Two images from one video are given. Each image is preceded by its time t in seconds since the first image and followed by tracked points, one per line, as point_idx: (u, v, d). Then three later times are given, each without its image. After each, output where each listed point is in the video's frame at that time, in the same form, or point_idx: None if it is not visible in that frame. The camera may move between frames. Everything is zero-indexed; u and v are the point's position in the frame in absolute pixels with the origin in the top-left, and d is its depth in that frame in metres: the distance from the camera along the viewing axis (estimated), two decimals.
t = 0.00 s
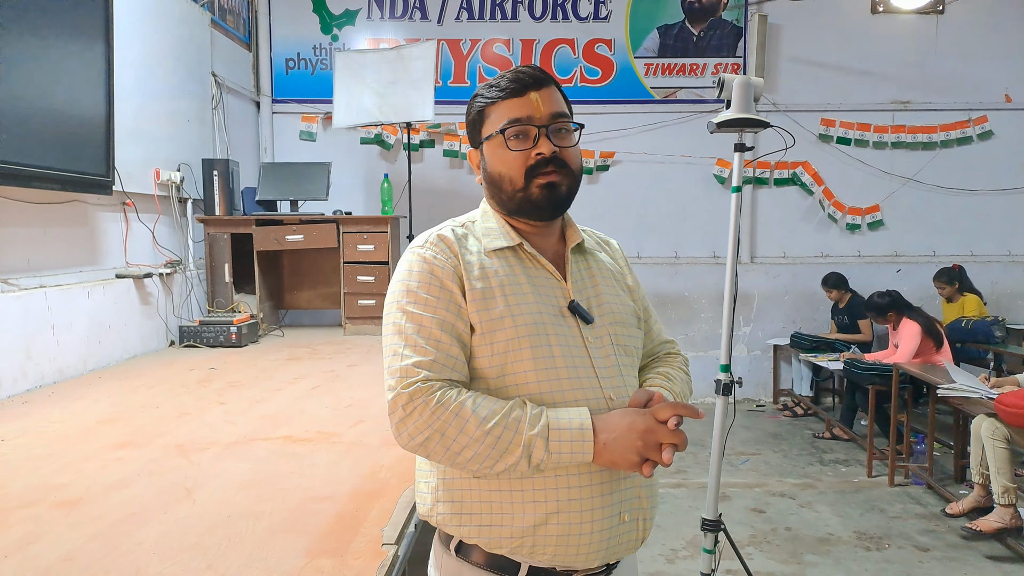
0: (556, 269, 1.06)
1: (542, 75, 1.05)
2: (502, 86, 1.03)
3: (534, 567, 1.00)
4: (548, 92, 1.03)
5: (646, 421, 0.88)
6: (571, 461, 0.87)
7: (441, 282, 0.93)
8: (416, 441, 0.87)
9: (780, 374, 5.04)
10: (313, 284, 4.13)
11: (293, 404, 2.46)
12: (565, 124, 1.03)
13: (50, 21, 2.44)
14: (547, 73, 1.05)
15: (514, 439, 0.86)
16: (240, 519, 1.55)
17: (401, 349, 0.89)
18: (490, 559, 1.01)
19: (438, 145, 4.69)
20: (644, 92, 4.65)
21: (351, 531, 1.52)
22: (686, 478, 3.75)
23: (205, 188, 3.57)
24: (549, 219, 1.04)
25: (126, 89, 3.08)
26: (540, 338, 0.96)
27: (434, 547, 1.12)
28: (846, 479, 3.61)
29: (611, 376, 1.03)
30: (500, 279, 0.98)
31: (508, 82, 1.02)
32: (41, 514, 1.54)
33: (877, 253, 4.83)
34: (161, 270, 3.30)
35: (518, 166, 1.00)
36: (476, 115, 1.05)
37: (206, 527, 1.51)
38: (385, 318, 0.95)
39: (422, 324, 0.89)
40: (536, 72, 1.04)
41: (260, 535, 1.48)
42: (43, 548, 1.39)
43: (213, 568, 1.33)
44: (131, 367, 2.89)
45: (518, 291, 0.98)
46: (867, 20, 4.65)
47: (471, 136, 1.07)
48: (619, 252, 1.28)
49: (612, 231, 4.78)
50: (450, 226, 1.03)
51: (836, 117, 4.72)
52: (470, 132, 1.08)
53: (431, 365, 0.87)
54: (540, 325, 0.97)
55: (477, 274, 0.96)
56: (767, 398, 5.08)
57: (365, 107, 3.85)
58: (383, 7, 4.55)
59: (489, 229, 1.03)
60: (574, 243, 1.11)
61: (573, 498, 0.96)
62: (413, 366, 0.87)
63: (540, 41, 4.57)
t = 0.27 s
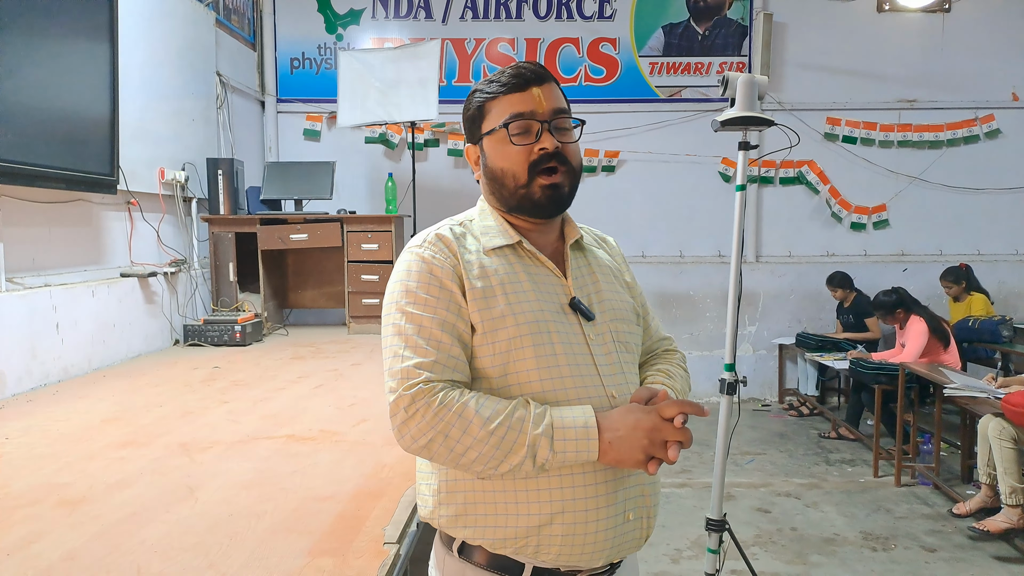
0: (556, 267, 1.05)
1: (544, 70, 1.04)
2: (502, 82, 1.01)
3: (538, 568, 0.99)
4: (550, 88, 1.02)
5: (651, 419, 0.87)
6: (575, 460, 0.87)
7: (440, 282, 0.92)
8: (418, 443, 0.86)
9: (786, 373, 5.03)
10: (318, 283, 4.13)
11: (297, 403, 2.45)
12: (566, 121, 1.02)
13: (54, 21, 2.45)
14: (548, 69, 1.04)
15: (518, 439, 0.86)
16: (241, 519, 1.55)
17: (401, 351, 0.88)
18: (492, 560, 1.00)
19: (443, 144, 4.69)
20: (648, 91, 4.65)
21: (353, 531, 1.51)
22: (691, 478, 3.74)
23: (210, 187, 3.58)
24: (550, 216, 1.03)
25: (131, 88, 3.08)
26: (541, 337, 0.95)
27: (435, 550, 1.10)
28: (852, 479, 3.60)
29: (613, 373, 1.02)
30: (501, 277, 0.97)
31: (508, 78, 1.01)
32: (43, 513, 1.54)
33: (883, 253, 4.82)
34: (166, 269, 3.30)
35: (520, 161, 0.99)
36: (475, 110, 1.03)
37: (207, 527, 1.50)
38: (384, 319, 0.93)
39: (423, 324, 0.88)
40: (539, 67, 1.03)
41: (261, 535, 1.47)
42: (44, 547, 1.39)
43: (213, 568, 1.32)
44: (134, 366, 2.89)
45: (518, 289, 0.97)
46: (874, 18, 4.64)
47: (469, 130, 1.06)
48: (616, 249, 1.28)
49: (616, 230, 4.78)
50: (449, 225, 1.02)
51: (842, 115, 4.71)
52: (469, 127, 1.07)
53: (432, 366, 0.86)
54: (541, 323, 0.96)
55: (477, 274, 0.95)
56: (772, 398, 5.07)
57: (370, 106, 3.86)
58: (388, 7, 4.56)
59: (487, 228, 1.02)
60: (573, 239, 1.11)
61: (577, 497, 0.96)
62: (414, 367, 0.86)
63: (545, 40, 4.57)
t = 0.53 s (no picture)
0: (559, 268, 1.04)
1: (543, 72, 1.03)
2: (502, 84, 1.00)
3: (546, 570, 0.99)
4: (550, 90, 1.01)
5: (659, 418, 0.87)
6: (584, 461, 0.86)
7: (444, 285, 0.91)
8: (424, 447, 0.86)
9: (793, 373, 5.01)
10: (324, 283, 4.13)
11: (302, 403, 2.46)
12: (567, 122, 1.02)
13: (60, 22, 2.45)
14: (548, 70, 1.03)
15: (525, 440, 0.85)
16: (245, 519, 1.55)
17: (405, 354, 0.88)
18: (498, 562, 0.99)
19: (448, 144, 4.69)
20: (654, 90, 4.64)
21: (357, 531, 1.51)
22: (697, 478, 3.72)
23: (216, 188, 3.58)
24: (552, 217, 1.03)
25: (136, 89, 3.09)
26: (545, 338, 0.95)
27: (441, 555, 1.09)
28: (859, 480, 3.58)
29: (617, 373, 1.02)
30: (504, 279, 0.96)
31: (509, 79, 1.00)
32: (48, 514, 1.54)
33: (890, 252, 4.80)
34: (172, 270, 3.31)
35: (519, 164, 0.99)
36: (474, 112, 1.02)
37: (211, 527, 1.50)
38: (386, 323, 0.93)
39: (426, 327, 0.88)
40: (538, 69, 1.02)
41: (265, 535, 1.47)
42: (49, 547, 1.39)
43: (217, 568, 1.32)
44: (141, 367, 2.89)
45: (522, 291, 0.96)
46: (880, 17, 4.62)
47: (469, 131, 1.05)
48: (617, 249, 1.27)
49: (621, 230, 4.77)
50: (450, 228, 1.02)
51: (849, 114, 4.70)
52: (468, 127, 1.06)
53: (437, 369, 0.86)
54: (545, 324, 0.96)
55: (480, 276, 0.95)
56: (779, 397, 5.05)
57: (374, 106, 3.86)
58: (393, 7, 4.56)
59: (488, 230, 1.02)
60: (574, 240, 1.10)
61: (585, 498, 0.95)
62: (419, 370, 0.85)
63: (550, 40, 4.57)
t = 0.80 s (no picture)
0: (559, 267, 1.04)
1: (538, 73, 1.01)
2: (496, 86, 0.99)
3: (546, 569, 0.98)
4: (544, 92, 1.00)
5: (659, 418, 0.87)
6: (583, 460, 0.86)
7: (444, 284, 0.91)
8: (424, 446, 0.85)
9: (795, 374, 5.01)
10: (326, 282, 4.13)
11: (304, 402, 2.46)
12: (563, 124, 1.01)
13: (63, 21, 2.45)
14: (541, 70, 1.01)
15: (525, 439, 0.85)
16: (247, 518, 1.55)
17: (404, 354, 0.87)
18: (498, 561, 0.99)
19: (451, 144, 4.68)
20: (658, 90, 4.63)
21: (358, 531, 1.51)
22: (698, 478, 3.73)
23: (218, 187, 3.58)
24: (551, 218, 1.02)
25: (139, 88, 3.09)
26: (545, 339, 0.95)
27: (441, 553, 1.09)
28: (861, 480, 3.58)
29: (618, 373, 1.01)
30: (504, 279, 0.96)
31: (502, 83, 0.98)
32: (51, 511, 1.54)
33: (893, 253, 4.80)
34: (174, 268, 3.31)
35: (516, 168, 0.98)
36: (470, 115, 1.01)
37: (213, 526, 1.50)
38: (386, 323, 0.93)
39: (426, 327, 0.87)
40: (532, 70, 1.00)
41: (266, 534, 1.47)
42: (51, 545, 1.39)
43: (219, 567, 1.32)
44: (142, 365, 2.89)
45: (522, 291, 0.96)
46: (884, 17, 4.62)
47: (465, 134, 1.04)
48: (620, 249, 1.27)
49: (623, 230, 4.77)
50: (450, 228, 1.01)
51: (853, 114, 4.69)
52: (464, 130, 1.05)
53: (437, 369, 0.85)
54: (546, 324, 0.95)
55: (480, 275, 0.95)
56: (781, 398, 5.05)
57: (377, 106, 3.85)
58: (397, 6, 4.55)
59: (487, 230, 1.01)
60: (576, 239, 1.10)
61: (585, 498, 0.95)
62: (418, 370, 0.85)
63: (553, 39, 4.56)
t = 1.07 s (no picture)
0: (559, 267, 1.03)
1: (531, 72, 1.00)
2: (489, 88, 0.99)
3: (542, 569, 0.98)
4: (537, 91, 0.99)
5: (652, 420, 0.86)
6: (577, 462, 0.86)
7: (441, 285, 0.91)
8: (418, 447, 0.86)
9: (798, 373, 5.00)
10: (328, 282, 4.13)
11: (306, 402, 2.46)
12: (559, 122, 1.00)
13: (65, 22, 2.45)
14: (533, 69, 1.00)
15: (518, 442, 0.85)
16: (248, 517, 1.55)
17: (400, 356, 0.88)
18: (496, 561, 0.99)
19: (453, 143, 4.68)
20: (660, 89, 4.63)
21: (360, 530, 1.51)
22: (701, 478, 3.72)
23: (221, 187, 3.58)
24: (549, 219, 1.01)
25: (142, 89, 3.09)
26: (543, 340, 0.94)
27: (441, 551, 1.10)
28: (863, 479, 3.58)
29: (617, 374, 1.01)
30: (502, 280, 0.96)
31: (496, 84, 0.99)
32: (53, 511, 1.55)
33: (896, 251, 4.79)
34: (177, 269, 3.32)
35: (512, 170, 0.98)
36: (465, 118, 1.02)
37: (215, 525, 1.51)
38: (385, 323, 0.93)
39: (423, 328, 0.88)
40: (525, 69, 1.00)
41: (268, 534, 1.47)
42: (54, 545, 1.39)
43: (221, 567, 1.33)
44: (145, 365, 2.90)
45: (520, 292, 0.96)
46: (886, 15, 4.61)
47: (462, 138, 1.05)
48: (624, 247, 1.26)
49: (625, 230, 4.77)
50: (450, 228, 1.01)
51: (855, 113, 4.69)
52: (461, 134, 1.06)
53: (432, 371, 0.86)
54: (543, 325, 0.95)
55: (477, 276, 0.94)
56: (784, 397, 5.05)
57: (379, 106, 3.85)
58: (399, 6, 4.55)
59: (487, 229, 1.01)
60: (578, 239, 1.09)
61: (582, 499, 0.95)
62: (414, 371, 0.86)
63: (555, 39, 4.56)
